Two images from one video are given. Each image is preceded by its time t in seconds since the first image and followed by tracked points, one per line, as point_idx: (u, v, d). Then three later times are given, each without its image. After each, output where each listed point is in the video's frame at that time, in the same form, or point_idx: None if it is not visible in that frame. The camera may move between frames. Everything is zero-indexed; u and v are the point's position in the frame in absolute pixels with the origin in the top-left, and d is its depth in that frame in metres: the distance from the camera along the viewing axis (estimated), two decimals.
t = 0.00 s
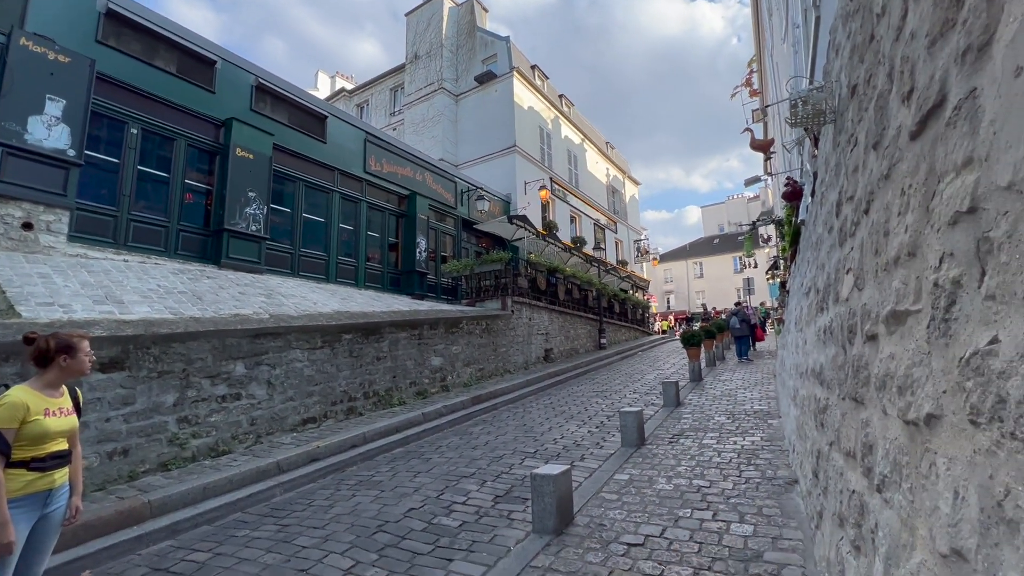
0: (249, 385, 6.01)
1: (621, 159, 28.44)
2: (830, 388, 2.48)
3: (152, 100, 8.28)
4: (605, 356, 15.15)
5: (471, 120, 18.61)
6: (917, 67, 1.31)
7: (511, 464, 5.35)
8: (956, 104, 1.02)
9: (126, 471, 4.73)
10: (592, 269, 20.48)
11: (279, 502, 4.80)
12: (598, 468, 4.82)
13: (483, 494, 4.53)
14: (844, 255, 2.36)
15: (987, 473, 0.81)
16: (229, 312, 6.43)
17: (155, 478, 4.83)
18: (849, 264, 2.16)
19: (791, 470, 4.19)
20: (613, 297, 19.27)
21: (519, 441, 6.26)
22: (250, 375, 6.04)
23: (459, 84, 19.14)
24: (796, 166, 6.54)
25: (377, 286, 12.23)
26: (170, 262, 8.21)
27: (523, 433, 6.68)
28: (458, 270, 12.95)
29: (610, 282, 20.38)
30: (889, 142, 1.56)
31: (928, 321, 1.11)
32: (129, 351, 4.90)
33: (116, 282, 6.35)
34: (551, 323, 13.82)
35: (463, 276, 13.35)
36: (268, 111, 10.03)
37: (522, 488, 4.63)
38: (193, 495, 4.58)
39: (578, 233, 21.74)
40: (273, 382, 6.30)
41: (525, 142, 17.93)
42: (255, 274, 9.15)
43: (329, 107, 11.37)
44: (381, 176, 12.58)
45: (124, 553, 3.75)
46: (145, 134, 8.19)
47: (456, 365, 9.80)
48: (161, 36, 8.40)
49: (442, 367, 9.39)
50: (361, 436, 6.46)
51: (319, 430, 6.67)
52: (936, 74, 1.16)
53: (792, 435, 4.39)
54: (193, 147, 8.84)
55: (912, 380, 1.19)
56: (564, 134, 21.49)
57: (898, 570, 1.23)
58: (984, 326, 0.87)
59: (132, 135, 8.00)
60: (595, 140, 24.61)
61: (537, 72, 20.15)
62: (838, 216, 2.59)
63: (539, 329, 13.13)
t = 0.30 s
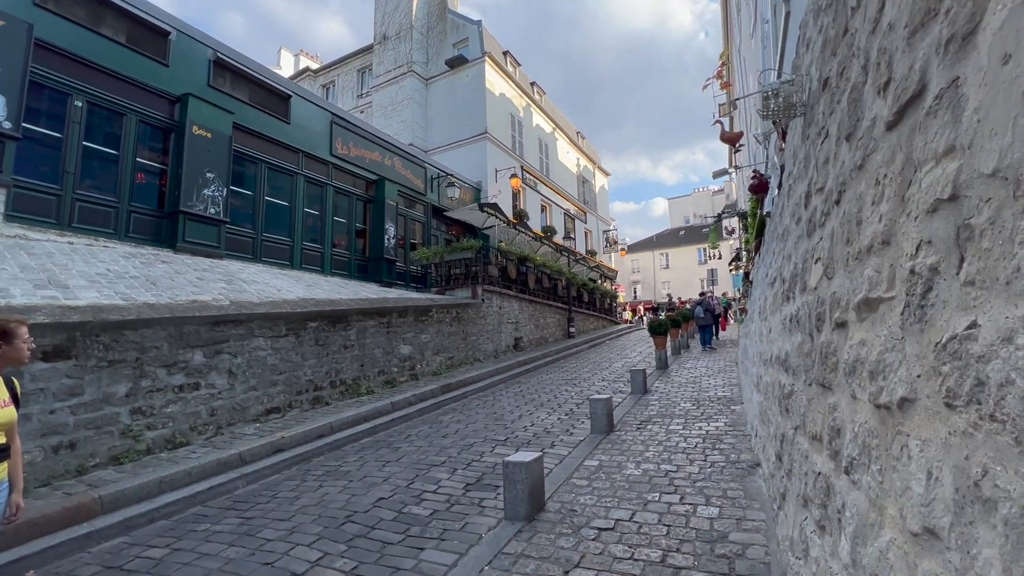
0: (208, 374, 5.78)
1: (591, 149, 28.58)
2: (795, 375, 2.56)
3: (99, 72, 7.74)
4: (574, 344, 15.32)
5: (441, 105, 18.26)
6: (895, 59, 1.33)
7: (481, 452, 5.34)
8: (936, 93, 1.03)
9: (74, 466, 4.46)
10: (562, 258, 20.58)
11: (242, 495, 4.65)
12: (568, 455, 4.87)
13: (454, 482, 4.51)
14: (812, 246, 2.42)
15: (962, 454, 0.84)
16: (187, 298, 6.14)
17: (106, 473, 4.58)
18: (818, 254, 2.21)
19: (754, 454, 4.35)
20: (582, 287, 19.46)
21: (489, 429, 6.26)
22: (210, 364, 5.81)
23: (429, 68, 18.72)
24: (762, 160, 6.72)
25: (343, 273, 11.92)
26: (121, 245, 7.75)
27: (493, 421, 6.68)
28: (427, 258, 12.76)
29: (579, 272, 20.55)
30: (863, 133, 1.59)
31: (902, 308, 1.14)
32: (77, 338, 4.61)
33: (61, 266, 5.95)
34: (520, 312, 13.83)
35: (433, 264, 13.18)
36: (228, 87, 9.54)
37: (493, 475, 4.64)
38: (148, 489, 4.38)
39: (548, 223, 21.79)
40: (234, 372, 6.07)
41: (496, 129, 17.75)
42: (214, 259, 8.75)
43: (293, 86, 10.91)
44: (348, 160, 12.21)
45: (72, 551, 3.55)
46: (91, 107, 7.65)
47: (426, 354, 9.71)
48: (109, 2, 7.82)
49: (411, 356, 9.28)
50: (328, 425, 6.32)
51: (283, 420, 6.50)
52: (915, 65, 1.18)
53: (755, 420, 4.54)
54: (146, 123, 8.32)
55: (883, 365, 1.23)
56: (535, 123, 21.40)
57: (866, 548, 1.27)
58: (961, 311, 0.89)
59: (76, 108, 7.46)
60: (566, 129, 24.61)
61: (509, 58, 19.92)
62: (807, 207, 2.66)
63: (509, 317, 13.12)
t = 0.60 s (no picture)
0: (169, 364, 5.54)
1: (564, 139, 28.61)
2: (768, 363, 2.63)
3: (43, 40, 7.19)
4: (546, 333, 15.43)
5: (413, 89, 17.87)
6: (881, 53, 1.34)
7: (455, 441, 5.32)
8: (927, 88, 1.04)
9: (21, 462, 4.20)
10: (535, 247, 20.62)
11: (206, 488, 4.49)
12: (542, 443, 4.91)
13: (428, 472, 4.48)
14: (787, 238, 2.48)
15: (948, 441, 0.86)
16: (145, 284, 5.85)
17: (58, 468, 4.34)
18: (794, 245, 2.26)
19: (722, 440, 4.49)
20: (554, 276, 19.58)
21: (463, 418, 6.25)
22: (170, 353, 5.57)
23: (400, 50, 18.25)
24: (732, 153, 6.87)
25: (311, 260, 11.60)
26: (71, 228, 7.29)
27: (467, 410, 6.68)
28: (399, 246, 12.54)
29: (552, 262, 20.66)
30: (844, 127, 1.62)
31: (886, 299, 1.16)
32: (23, 327, 4.32)
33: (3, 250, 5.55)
34: (493, 301, 13.81)
35: (404, 252, 12.99)
36: (187, 63, 9.04)
37: (468, 464, 4.63)
38: (105, 484, 4.17)
39: (521, 212, 21.76)
40: (197, 362, 5.84)
41: (469, 116, 17.53)
42: (173, 244, 8.35)
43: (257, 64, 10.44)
44: (316, 143, 11.81)
45: (21, 552, 3.35)
46: (34, 79, 7.12)
47: (397, 343, 9.59)
48: None
49: (382, 345, 9.15)
50: (297, 416, 6.17)
51: (249, 411, 6.30)
52: (903, 59, 1.19)
53: (724, 407, 4.68)
54: (96, 98, 7.81)
55: (865, 355, 1.25)
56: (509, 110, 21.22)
57: (843, 532, 1.31)
58: (948, 303, 0.91)
59: (18, 78, 6.93)
60: (539, 118, 24.52)
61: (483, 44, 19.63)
62: (782, 200, 2.72)
63: (481, 306, 13.08)
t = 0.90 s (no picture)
0: (133, 355, 5.32)
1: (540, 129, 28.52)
2: (747, 352, 2.69)
3: None
4: (521, 323, 15.47)
5: (388, 74, 17.46)
6: (873, 47, 1.36)
7: (434, 431, 5.29)
8: (923, 82, 1.06)
9: None
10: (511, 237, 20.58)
11: (175, 483, 4.34)
12: (521, 432, 4.93)
13: (407, 462, 4.45)
14: (767, 230, 2.53)
15: (943, 428, 0.88)
16: (106, 271, 5.57)
17: (13, 464, 4.11)
18: (776, 237, 2.31)
19: (697, 427, 4.60)
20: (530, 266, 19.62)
21: (441, 408, 6.22)
22: (134, 344, 5.34)
23: (374, 33, 17.77)
24: (708, 146, 6.98)
25: (282, 248, 11.27)
26: (22, 211, 6.86)
27: (444, 400, 6.65)
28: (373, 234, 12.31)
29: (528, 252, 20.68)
30: (832, 121, 1.65)
31: (875, 289, 1.19)
32: None
33: None
34: (469, 291, 13.74)
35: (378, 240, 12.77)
36: (148, 38, 8.57)
37: (448, 454, 4.61)
38: (65, 481, 3.97)
39: (497, 201, 21.66)
40: (162, 352, 5.62)
41: (445, 103, 17.26)
42: (134, 229, 7.96)
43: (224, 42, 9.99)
44: (286, 126, 11.42)
45: None
46: None
47: (373, 332, 9.46)
48: None
49: (357, 335, 9.01)
50: (269, 407, 6.02)
51: (219, 403, 6.12)
52: (897, 54, 1.21)
53: (699, 395, 4.79)
54: (48, 73, 7.33)
55: (853, 344, 1.28)
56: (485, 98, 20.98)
57: (828, 515, 1.35)
58: (944, 295, 0.93)
59: None
60: (515, 107, 24.34)
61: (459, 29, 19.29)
62: (762, 192, 2.76)
63: (457, 296, 13.01)
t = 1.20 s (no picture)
0: (101, 345, 5.13)
1: (521, 118, 28.37)
2: (729, 341, 2.74)
3: None
4: (502, 314, 15.47)
5: (366, 59, 17.07)
6: (864, 37, 1.37)
7: (416, 422, 5.25)
8: (916, 71, 1.07)
9: None
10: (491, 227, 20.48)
11: (148, 477, 4.22)
12: (504, 421, 4.94)
13: (389, 452, 4.41)
14: (751, 220, 2.57)
15: (932, 409, 0.90)
16: (71, 257, 5.34)
17: None
18: (760, 226, 2.34)
19: (677, 415, 4.68)
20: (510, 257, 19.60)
21: (422, 398, 6.18)
22: (101, 334, 5.14)
23: (352, 16, 17.32)
24: (689, 138, 7.05)
25: (257, 236, 10.97)
26: None
27: (426, 390, 6.62)
28: (351, 223, 12.11)
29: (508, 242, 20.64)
30: (820, 111, 1.67)
31: (864, 276, 1.22)
32: None
33: None
34: (449, 281, 13.65)
35: (357, 229, 12.55)
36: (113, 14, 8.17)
37: (431, 444, 4.59)
38: (30, 476, 3.81)
39: (477, 191, 21.51)
40: (132, 342, 5.44)
41: (425, 90, 16.99)
42: (99, 215, 7.63)
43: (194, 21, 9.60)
44: (260, 111, 11.07)
45: None
46: None
47: (351, 323, 9.33)
48: None
49: (335, 325, 8.87)
50: (246, 399, 5.90)
51: (192, 394, 5.96)
52: (890, 43, 1.22)
53: (679, 384, 4.87)
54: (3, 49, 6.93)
55: (841, 330, 1.31)
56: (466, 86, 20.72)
57: (813, 496, 1.38)
58: (935, 280, 0.95)
59: None
60: (496, 96, 24.11)
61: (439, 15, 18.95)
62: (746, 183, 2.80)
63: (437, 286, 12.91)
